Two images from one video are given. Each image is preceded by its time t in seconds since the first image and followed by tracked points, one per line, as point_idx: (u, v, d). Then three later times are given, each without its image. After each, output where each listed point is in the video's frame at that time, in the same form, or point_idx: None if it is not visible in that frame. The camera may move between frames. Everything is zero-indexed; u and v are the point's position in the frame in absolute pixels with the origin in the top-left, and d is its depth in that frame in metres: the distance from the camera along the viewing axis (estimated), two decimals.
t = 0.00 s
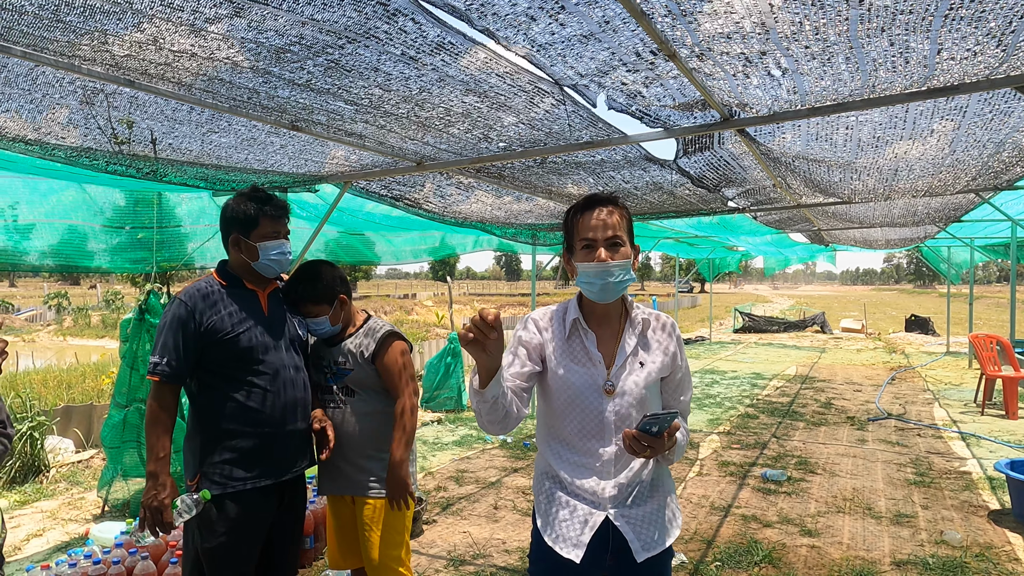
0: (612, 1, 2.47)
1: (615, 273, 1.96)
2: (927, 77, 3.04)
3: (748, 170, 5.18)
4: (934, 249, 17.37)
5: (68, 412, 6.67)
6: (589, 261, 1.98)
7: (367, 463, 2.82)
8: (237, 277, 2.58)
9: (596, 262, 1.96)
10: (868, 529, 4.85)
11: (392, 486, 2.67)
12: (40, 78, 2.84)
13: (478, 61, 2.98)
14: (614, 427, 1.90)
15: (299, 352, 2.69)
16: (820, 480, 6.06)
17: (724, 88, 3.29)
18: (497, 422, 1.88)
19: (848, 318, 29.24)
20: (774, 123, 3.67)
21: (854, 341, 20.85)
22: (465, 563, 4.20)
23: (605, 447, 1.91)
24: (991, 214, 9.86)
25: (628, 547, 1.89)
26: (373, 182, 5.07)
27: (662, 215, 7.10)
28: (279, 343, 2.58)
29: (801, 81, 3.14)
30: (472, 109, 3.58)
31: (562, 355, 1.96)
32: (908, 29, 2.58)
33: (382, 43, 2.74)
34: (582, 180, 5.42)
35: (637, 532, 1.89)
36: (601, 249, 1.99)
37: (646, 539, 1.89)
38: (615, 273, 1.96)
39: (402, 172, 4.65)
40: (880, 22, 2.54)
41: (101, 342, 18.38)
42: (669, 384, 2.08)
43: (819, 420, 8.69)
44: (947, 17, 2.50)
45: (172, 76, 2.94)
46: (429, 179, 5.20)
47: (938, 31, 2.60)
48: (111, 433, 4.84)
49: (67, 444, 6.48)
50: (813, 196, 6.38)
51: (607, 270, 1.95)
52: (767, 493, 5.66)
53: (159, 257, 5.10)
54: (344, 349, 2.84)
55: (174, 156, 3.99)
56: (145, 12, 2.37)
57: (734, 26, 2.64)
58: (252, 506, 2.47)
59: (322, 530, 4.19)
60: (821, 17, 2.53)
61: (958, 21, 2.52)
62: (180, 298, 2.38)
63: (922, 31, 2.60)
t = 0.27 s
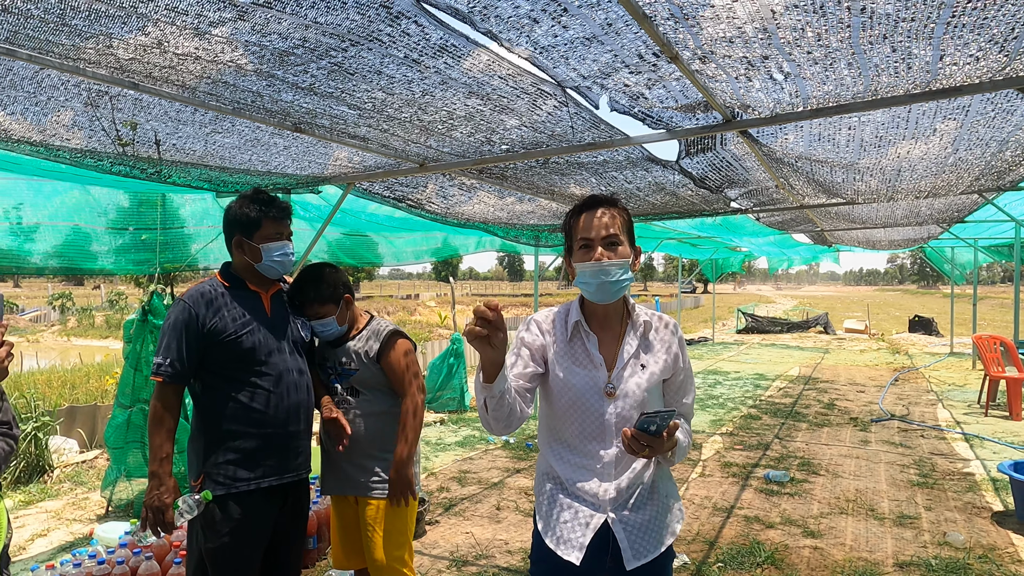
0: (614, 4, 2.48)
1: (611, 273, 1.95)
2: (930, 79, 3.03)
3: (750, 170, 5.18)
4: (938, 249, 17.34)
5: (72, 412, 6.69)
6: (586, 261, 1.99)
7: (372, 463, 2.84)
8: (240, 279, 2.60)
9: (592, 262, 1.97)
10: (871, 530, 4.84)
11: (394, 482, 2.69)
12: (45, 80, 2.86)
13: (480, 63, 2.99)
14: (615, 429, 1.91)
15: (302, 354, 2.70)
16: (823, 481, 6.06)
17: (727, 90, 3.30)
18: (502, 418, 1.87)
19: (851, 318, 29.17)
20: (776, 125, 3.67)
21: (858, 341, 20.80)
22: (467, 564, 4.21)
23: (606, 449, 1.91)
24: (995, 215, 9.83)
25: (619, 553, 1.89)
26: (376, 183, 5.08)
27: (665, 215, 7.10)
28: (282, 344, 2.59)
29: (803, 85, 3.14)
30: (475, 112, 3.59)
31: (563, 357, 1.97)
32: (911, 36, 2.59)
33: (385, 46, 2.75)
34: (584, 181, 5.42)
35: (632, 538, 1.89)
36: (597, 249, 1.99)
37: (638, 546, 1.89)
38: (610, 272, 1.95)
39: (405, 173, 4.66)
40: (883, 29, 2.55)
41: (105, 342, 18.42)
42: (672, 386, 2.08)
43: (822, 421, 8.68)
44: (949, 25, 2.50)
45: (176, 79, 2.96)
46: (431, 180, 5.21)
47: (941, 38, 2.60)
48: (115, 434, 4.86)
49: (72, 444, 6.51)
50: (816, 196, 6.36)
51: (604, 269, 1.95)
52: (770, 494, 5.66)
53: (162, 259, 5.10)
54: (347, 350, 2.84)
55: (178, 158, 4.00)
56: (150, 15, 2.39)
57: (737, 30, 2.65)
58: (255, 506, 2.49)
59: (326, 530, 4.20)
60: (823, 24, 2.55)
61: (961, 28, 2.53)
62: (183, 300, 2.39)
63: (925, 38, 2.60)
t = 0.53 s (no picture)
0: (615, 3, 2.48)
1: (611, 272, 1.96)
2: (932, 78, 3.03)
3: (752, 170, 5.17)
4: (941, 248, 17.30)
5: (75, 411, 6.71)
6: (585, 261, 1.99)
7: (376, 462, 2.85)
8: (244, 278, 2.61)
9: (592, 262, 1.98)
10: (873, 530, 4.84)
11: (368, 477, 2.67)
12: (48, 80, 2.87)
13: (482, 63, 3.00)
14: (616, 429, 1.91)
15: (305, 353, 2.70)
16: (825, 480, 6.05)
17: (728, 90, 3.30)
18: (503, 421, 1.89)
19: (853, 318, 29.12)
20: (778, 125, 3.67)
21: (860, 341, 20.76)
22: (469, 563, 4.22)
23: (607, 449, 1.92)
24: (998, 214, 9.82)
25: (619, 553, 1.90)
26: (378, 182, 5.08)
27: (667, 215, 7.10)
28: (286, 344, 2.60)
29: (805, 85, 3.14)
30: (476, 112, 3.60)
31: (564, 357, 1.97)
32: (912, 38, 2.60)
33: (387, 46, 2.76)
34: (586, 180, 5.42)
35: (634, 539, 1.90)
36: (597, 249, 1.99)
37: (638, 547, 1.90)
38: (611, 272, 1.96)
39: (407, 173, 4.67)
40: (884, 32, 2.56)
41: (107, 342, 18.46)
42: (673, 386, 2.09)
43: (824, 421, 8.67)
44: (950, 29, 2.51)
45: (179, 80, 2.98)
46: (433, 179, 5.22)
47: (942, 41, 2.61)
48: (118, 433, 4.88)
49: (75, 443, 6.52)
50: (818, 195, 6.36)
51: (602, 268, 1.96)
52: (772, 493, 5.66)
53: (164, 258, 5.14)
54: (354, 349, 2.85)
55: (180, 158, 4.01)
56: (152, 15, 2.39)
57: (738, 32, 2.66)
58: (258, 505, 2.49)
59: (328, 530, 4.21)
60: (824, 27, 2.57)
61: (962, 31, 2.53)
62: (188, 299, 2.40)
63: (926, 41, 2.61)
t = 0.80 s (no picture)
0: (617, 3, 2.48)
1: (614, 271, 1.95)
2: (933, 77, 3.02)
3: (754, 169, 5.17)
4: (943, 247, 17.27)
5: (77, 410, 6.72)
6: (589, 261, 1.99)
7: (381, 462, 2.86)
8: (250, 277, 2.61)
9: (596, 262, 1.97)
10: (874, 529, 4.84)
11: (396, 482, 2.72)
12: (50, 80, 2.87)
13: (483, 63, 3.00)
14: (619, 430, 1.91)
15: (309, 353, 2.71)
16: (827, 480, 6.05)
17: (729, 89, 3.29)
18: (508, 426, 1.90)
19: (855, 317, 29.09)
20: (779, 124, 3.67)
21: (862, 340, 20.73)
22: (471, 562, 4.22)
23: (611, 449, 1.92)
24: (1000, 213, 9.80)
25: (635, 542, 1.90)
26: (379, 182, 5.08)
27: (669, 214, 7.09)
28: (290, 343, 2.60)
29: (806, 84, 3.13)
30: (478, 112, 3.61)
31: (567, 356, 1.97)
32: (914, 38, 2.60)
33: (389, 46, 2.76)
34: (587, 179, 5.41)
35: (644, 525, 1.91)
36: (599, 250, 1.99)
37: (653, 530, 1.91)
38: (613, 272, 1.96)
39: (408, 172, 4.67)
40: (886, 32, 2.57)
41: (109, 341, 18.50)
42: (675, 386, 2.09)
43: (826, 420, 8.67)
44: (952, 28, 2.52)
45: (181, 81, 2.98)
46: (435, 179, 5.22)
47: (944, 40, 2.61)
48: (120, 432, 4.89)
49: (77, 442, 6.54)
50: (820, 195, 6.35)
51: (606, 268, 1.95)
52: (774, 493, 5.66)
53: (166, 258, 5.18)
54: (361, 350, 2.84)
55: (182, 158, 4.02)
56: (154, 16, 2.40)
57: (739, 33, 2.67)
58: (262, 504, 2.49)
59: (329, 529, 4.22)
60: (826, 28, 2.58)
61: (964, 30, 2.53)
62: (193, 298, 2.40)
63: (928, 40, 2.61)
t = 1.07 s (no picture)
0: (617, 2, 2.47)
1: (614, 272, 1.95)
2: (933, 73, 3.02)
3: (754, 168, 5.16)
4: (943, 246, 17.28)
5: (78, 409, 6.73)
6: (588, 262, 1.99)
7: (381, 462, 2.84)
8: (253, 276, 2.61)
9: (596, 263, 1.97)
10: (875, 529, 4.84)
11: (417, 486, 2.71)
12: (50, 80, 2.86)
13: (483, 62, 3.00)
14: (619, 429, 1.91)
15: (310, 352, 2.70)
16: (827, 479, 6.05)
17: (729, 88, 3.29)
18: (508, 425, 1.89)
19: (855, 317, 29.09)
20: (780, 123, 3.66)
21: (862, 340, 20.73)
22: (471, 561, 4.22)
23: (610, 449, 1.91)
24: (1000, 212, 9.79)
25: (634, 547, 1.90)
26: (379, 181, 5.08)
27: (669, 214, 7.09)
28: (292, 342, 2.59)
29: (807, 79, 3.12)
30: (478, 111, 3.61)
31: (567, 355, 1.97)
32: (915, 34, 2.61)
33: (388, 46, 2.76)
34: (587, 179, 5.41)
35: (643, 531, 1.90)
36: (598, 250, 1.99)
37: (652, 538, 1.90)
38: (613, 272, 1.96)
39: (408, 172, 4.67)
40: (886, 28, 2.57)
41: (109, 340, 18.53)
42: (675, 386, 2.08)
43: (826, 420, 8.67)
44: (953, 24, 2.53)
45: (181, 80, 2.98)
46: (435, 178, 5.21)
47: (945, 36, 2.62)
48: (120, 431, 4.89)
49: (77, 441, 6.54)
50: (820, 194, 6.34)
51: (606, 269, 1.95)
52: (774, 492, 5.66)
53: (165, 258, 5.18)
54: (364, 351, 2.84)
55: (182, 157, 4.01)
56: (153, 18, 2.39)
57: (739, 31, 2.67)
58: (262, 504, 2.49)
59: (329, 528, 4.22)
60: (827, 25, 2.59)
61: (965, 26, 2.54)
62: (196, 296, 2.40)
63: (929, 36, 2.62)
